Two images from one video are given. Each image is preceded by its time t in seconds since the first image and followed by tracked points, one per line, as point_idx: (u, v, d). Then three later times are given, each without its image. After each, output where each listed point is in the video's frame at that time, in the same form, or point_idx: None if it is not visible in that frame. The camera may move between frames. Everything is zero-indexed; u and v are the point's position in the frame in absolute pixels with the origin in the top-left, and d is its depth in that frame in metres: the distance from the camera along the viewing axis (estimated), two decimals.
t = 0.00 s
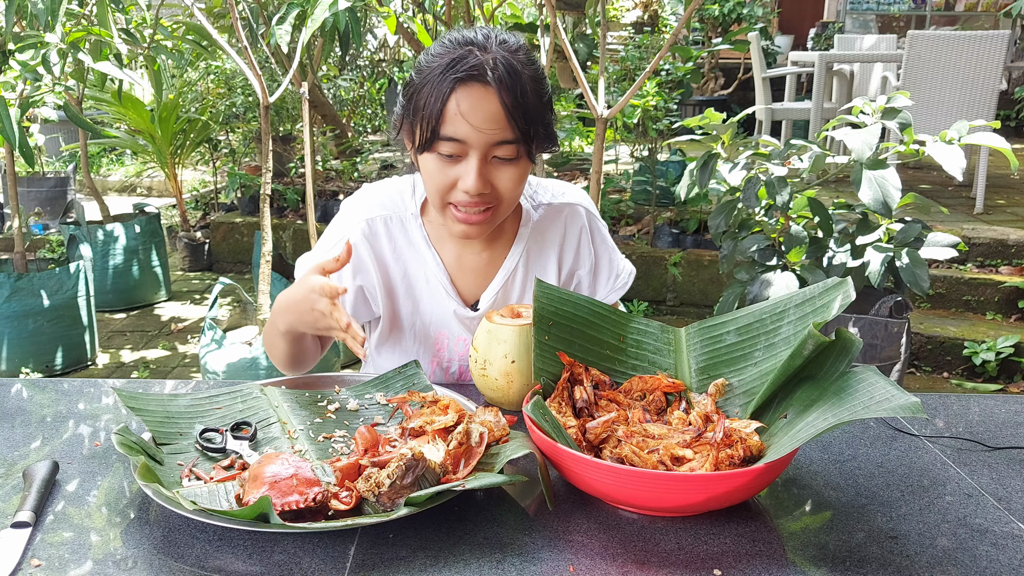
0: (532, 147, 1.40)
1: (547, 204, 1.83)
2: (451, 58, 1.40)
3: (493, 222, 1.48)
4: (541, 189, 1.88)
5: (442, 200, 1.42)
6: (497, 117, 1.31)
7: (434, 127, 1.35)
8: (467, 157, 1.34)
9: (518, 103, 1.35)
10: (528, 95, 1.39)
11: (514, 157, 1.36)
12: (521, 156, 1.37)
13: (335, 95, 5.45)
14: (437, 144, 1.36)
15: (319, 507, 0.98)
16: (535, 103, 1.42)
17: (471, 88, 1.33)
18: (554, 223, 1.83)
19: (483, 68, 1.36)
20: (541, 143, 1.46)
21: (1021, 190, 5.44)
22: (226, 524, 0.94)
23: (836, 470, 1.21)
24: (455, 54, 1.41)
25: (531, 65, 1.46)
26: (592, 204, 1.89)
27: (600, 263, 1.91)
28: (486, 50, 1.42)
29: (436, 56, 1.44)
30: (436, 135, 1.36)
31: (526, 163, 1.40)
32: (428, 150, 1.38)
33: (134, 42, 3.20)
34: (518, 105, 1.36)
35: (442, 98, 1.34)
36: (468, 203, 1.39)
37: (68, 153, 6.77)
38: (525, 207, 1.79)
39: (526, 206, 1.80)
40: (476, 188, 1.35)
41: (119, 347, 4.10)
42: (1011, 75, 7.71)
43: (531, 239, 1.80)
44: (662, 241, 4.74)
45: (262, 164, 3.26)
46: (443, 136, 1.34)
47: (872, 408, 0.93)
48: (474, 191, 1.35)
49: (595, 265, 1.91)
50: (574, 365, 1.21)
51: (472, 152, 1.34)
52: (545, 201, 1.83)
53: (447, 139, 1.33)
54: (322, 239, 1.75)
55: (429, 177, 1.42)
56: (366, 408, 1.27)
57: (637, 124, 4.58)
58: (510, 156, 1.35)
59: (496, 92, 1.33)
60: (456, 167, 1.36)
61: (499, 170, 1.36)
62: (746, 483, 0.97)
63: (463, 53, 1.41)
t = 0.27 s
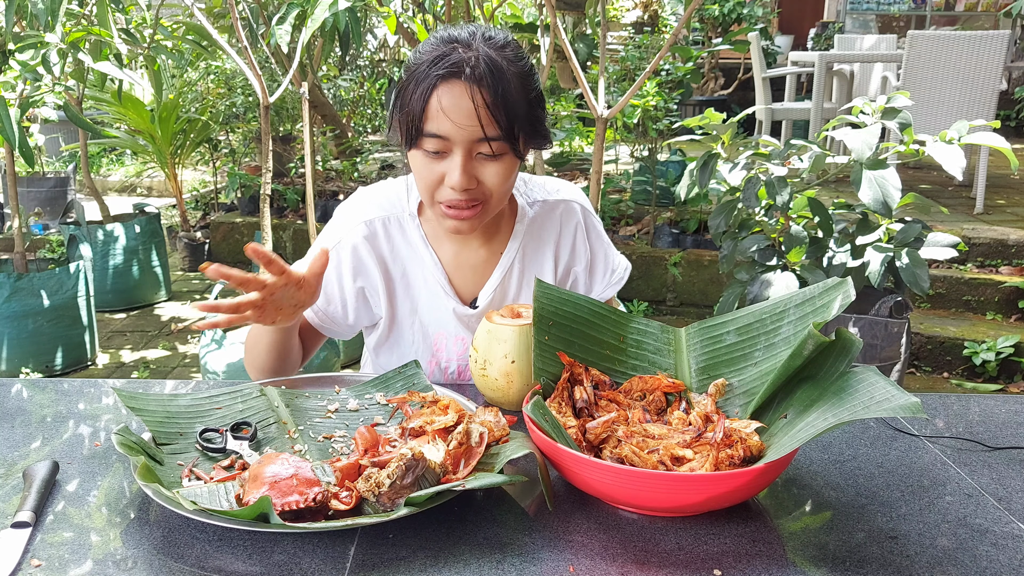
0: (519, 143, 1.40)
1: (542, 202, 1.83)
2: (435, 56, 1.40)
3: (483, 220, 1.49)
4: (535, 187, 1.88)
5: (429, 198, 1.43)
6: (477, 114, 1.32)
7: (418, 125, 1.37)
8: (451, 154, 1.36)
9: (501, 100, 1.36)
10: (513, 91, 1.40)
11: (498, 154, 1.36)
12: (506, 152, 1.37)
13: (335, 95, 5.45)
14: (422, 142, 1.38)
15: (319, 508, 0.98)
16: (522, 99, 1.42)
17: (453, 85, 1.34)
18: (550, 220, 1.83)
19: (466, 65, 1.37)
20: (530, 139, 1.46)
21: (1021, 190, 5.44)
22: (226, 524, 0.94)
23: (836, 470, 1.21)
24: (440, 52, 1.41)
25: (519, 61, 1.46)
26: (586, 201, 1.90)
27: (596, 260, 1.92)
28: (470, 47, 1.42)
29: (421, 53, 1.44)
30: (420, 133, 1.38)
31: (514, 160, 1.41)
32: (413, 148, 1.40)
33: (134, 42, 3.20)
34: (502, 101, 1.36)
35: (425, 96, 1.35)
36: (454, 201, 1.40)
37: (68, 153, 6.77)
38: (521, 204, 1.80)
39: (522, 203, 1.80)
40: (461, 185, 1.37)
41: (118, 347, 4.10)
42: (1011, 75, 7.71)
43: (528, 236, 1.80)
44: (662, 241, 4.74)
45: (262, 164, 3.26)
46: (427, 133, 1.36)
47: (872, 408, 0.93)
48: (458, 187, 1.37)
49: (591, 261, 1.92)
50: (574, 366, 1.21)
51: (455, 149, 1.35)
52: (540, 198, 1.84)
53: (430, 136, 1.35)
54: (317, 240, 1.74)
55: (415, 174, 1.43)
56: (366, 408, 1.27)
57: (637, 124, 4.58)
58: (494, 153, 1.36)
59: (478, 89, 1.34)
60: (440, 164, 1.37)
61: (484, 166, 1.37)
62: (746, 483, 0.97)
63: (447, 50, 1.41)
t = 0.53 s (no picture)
0: (543, 135, 1.42)
1: (544, 202, 1.83)
2: (462, 52, 1.40)
3: (506, 212, 1.50)
4: (536, 186, 1.88)
5: (457, 193, 1.43)
6: (514, 108, 1.33)
7: (451, 121, 1.35)
8: (484, 149, 1.36)
9: (530, 93, 1.37)
10: (538, 85, 1.42)
11: (529, 146, 1.38)
12: (534, 144, 1.39)
13: (336, 95, 5.45)
14: (454, 139, 1.36)
15: (319, 507, 0.98)
16: (544, 92, 1.44)
17: (487, 81, 1.34)
18: (551, 221, 1.83)
19: (497, 60, 1.37)
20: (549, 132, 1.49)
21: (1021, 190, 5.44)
22: (226, 524, 0.94)
23: (837, 470, 1.21)
24: (466, 48, 1.41)
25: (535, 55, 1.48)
26: (586, 201, 1.90)
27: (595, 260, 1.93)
28: (494, 43, 1.42)
29: (444, 50, 1.44)
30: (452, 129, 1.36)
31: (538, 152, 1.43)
32: (443, 144, 1.38)
33: (133, 42, 3.20)
34: (531, 95, 1.38)
35: (459, 91, 1.34)
36: (484, 194, 1.40)
37: (68, 154, 6.77)
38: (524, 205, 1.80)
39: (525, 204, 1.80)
40: (496, 180, 1.36)
41: (118, 347, 4.10)
42: (1011, 75, 7.71)
43: (529, 235, 1.80)
44: (662, 241, 4.75)
45: (262, 164, 3.26)
46: (461, 129, 1.35)
47: (872, 408, 0.93)
48: (493, 182, 1.36)
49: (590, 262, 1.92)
50: (574, 365, 1.21)
51: (490, 144, 1.35)
52: (542, 198, 1.84)
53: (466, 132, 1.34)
54: (310, 235, 1.72)
55: (443, 171, 1.41)
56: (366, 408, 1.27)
57: (637, 124, 4.58)
58: (525, 146, 1.37)
59: (511, 83, 1.35)
60: (473, 159, 1.37)
61: (516, 160, 1.38)
62: (746, 483, 0.97)
63: (472, 46, 1.41)
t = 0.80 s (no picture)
0: (551, 134, 1.42)
1: (551, 202, 1.83)
2: (476, 46, 1.41)
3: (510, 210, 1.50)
4: (542, 186, 1.88)
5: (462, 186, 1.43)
6: (524, 103, 1.34)
7: (460, 111, 1.36)
8: (492, 141, 1.36)
9: (541, 90, 1.38)
10: (550, 85, 1.42)
11: (536, 142, 1.38)
12: (541, 142, 1.39)
13: (335, 95, 5.44)
14: (462, 128, 1.37)
15: (319, 507, 0.98)
16: (555, 93, 1.44)
17: (498, 74, 1.35)
18: (556, 220, 1.84)
19: (510, 56, 1.38)
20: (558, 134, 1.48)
21: (1021, 190, 5.44)
22: (225, 524, 0.94)
23: (837, 470, 1.21)
24: (480, 42, 1.42)
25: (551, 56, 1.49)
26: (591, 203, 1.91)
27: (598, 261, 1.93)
28: (509, 39, 1.43)
29: (458, 44, 1.45)
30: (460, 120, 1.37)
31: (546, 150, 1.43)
32: (452, 135, 1.39)
33: (133, 42, 3.20)
34: (541, 92, 1.38)
35: (471, 83, 1.35)
36: (488, 188, 1.40)
37: (68, 154, 6.77)
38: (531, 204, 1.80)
39: (532, 203, 1.81)
40: (500, 173, 1.36)
41: (118, 347, 4.10)
42: (1011, 75, 7.71)
43: (536, 234, 1.80)
44: (662, 241, 4.75)
45: (262, 164, 3.26)
46: (470, 119, 1.35)
47: (873, 407, 0.93)
48: (497, 175, 1.36)
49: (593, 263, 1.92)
50: (574, 365, 1.21)
51: (496, 136, 1.35)
52: (548, 198, 1.84)
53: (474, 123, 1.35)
54: (313, 230, 1.70)
55: (449, 161, 1.42)
56: (366, 408, 1.27)
57: (637, 124, 4.58)
58: (533, 142, 1.37)
59: (521, 78, 1.35)
60: (480, 151, 1.37)
61: (523, 155, 1.38)
62: (746, 483, 0.97)
63: (487, 41, 1.42)
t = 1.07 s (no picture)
0: (538, 106, 1.44)
1: (549, 204, 1.83)
2: (463, 21, 1.47)
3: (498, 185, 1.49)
4: (542, 187, 1.88)
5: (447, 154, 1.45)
6: (502, 65, 1.38)
7: (443, 77, 1.41)
8: (474, 106, 1.40)
9: (524, 58, 1.41)
10: (537, 59, 1.45)
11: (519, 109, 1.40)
12: (526, 110, 1.41)
13: (335, 95, 5.44)
14: (447, 95, 1.42)
15: (319, 507, 0.98)
16: (543, 69, 1.47)
17: (478, 40, 1.40)
18: (554, 221, 1.84)
19: (495, 25, 1.43)
20: (548, 113, 1.49)
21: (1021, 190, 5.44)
22: (225, 524, 0.94)
23: (836, 470, 1.21)
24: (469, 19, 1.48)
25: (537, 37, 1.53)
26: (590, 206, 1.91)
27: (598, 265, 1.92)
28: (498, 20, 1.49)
29: (449, 22, 1.51)
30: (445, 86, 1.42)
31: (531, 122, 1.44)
32: (437, 102, 1.43)
33: (133, 42, 3.20)
34: (525, 61, 1.41)
35: (452, 50, 1.40)
36: (472, 156, 1.41)
37: (68, 154, 6.77)
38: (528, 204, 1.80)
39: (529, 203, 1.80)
40: (482, 136, 1.38)
41: (118, 347, 4.10)
42: (1011, 75, 7.71)
43: (533, 233, 1.80)
44: (662, 241, 4.75)
45: (262, 164, 3.26)
46: (452, 84, 1.40)
47: (873, 408, 0.93)
48: (479, 139, 1.38)
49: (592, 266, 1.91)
50: (574, 365, 1.21)
51: (478, 101, 1.39)
52: (548, 198, 1.84)
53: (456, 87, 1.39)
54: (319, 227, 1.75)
55: (435, 131, 1.45)
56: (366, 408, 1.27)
57: (637, 124, 4.58)
58: (514, 107, 1.40)
59: (503, 45, 1.40)
60: (463, 118, 1.40)
61: (505, 121, 1.40)
62: (746, 483, 0.97)
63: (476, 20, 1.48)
